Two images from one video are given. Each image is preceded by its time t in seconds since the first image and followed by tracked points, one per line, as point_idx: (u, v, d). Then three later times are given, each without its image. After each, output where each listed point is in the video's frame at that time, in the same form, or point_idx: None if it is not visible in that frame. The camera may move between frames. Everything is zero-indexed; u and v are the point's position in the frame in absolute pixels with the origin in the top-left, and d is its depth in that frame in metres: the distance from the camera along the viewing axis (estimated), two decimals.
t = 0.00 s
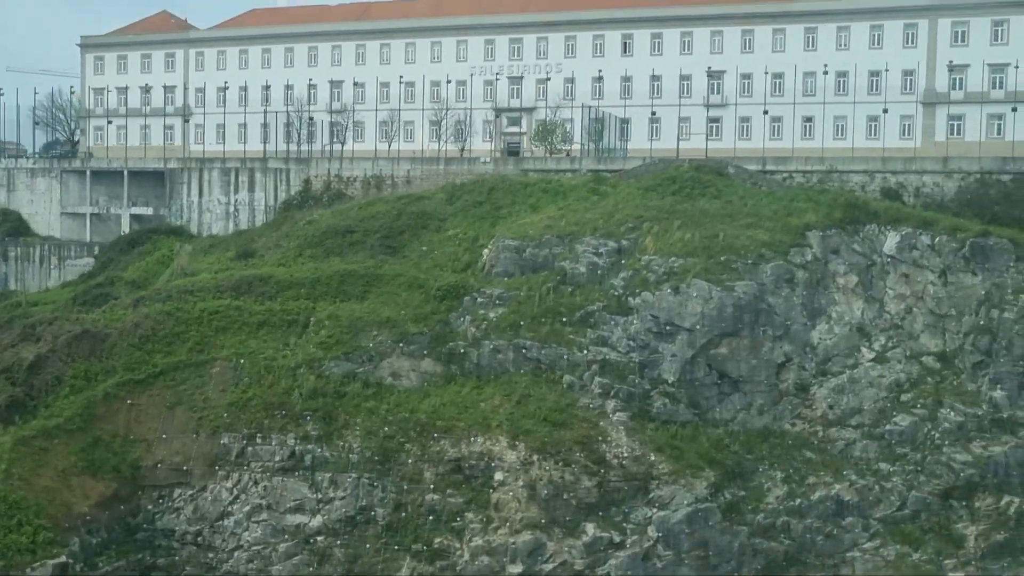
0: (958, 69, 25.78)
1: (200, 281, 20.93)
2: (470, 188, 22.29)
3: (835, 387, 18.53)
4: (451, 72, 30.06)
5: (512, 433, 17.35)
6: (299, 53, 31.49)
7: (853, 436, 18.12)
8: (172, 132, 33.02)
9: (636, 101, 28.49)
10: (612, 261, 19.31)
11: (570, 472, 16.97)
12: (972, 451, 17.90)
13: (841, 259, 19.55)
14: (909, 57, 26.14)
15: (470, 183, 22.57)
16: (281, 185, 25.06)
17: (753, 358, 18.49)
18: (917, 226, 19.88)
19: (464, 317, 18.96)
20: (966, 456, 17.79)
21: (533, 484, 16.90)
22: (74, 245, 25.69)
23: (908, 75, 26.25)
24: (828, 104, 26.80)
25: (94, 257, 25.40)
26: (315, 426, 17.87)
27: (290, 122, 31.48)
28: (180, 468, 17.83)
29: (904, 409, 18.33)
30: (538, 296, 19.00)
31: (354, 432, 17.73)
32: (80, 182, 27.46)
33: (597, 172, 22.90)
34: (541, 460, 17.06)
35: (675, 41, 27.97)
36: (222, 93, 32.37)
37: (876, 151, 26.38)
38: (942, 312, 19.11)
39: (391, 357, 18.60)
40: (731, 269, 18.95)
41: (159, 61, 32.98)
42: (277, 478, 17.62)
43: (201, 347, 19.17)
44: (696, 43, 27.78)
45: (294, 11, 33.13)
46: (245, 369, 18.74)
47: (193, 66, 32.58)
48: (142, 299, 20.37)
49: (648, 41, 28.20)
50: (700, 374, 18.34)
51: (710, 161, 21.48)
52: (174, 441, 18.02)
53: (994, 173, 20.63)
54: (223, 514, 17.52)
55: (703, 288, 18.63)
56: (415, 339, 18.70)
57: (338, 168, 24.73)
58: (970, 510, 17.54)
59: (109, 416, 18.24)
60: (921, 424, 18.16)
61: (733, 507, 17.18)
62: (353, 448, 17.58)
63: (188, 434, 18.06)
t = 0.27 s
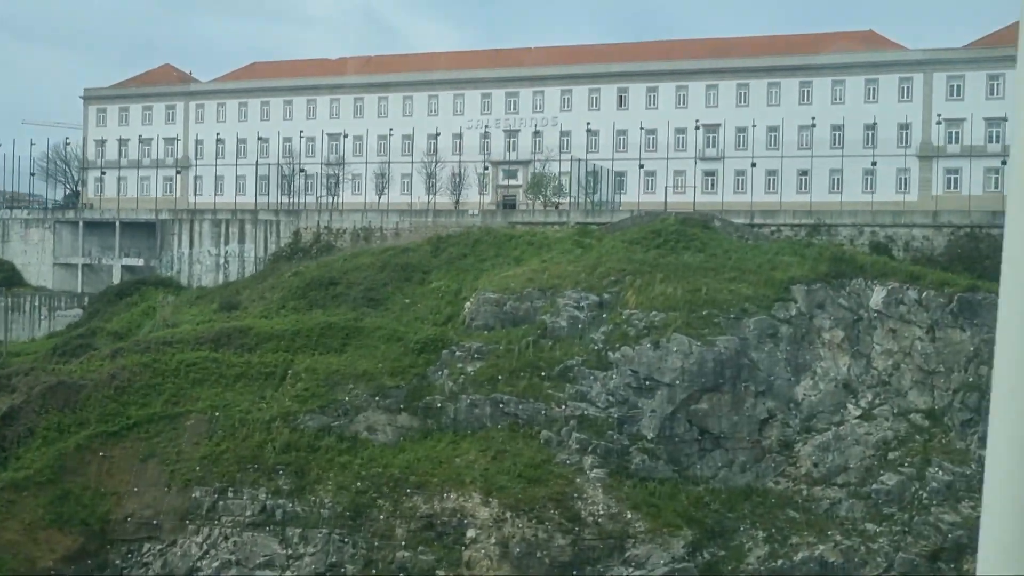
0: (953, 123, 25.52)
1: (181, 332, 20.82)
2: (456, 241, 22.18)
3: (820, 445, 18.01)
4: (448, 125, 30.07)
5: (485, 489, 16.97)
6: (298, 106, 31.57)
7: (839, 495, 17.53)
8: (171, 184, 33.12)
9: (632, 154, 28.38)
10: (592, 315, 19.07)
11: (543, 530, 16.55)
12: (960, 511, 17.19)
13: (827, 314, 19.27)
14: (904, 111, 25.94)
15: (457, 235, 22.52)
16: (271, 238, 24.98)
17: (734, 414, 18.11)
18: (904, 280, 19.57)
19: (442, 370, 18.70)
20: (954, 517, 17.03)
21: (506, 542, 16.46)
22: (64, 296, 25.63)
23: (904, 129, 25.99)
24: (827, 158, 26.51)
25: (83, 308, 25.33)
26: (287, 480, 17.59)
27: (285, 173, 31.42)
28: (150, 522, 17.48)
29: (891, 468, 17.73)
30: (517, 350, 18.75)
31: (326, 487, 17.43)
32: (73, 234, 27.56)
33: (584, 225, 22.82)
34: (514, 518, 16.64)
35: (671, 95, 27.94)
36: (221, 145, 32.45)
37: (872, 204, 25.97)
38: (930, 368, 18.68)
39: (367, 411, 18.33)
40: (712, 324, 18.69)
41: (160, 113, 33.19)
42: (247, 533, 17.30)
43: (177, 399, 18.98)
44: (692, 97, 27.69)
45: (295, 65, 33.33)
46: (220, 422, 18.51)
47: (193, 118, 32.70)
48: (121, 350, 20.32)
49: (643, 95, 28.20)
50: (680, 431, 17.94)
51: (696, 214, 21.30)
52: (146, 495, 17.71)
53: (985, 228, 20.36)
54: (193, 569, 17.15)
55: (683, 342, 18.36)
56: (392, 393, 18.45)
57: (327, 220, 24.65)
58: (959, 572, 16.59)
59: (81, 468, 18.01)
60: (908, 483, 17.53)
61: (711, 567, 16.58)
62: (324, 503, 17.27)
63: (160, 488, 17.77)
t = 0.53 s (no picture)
0: (930, 176, 26.12)
1: (139, 358, 20.60)
2: (421, 276, 22.17)
3: (777, 495, 17.61)
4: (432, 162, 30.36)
5: (429, 528, 16.68)
6: (281, 137, 31.60)
7: (792, 548, 17.06)
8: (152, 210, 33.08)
9: (609, 196, 28.87)
10: (550, 356, 18.98)
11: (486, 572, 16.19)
12: (915, 569, 16.67)
13: (788, 363, 19.00)
14: (883, 161, 26.53)
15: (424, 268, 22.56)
16: (240, 267, 24.89)
17: (689, 462, 17.84)
18: (867, 332, 19.38)
19: (394, 407, 18.56)
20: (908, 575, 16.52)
21: None
22: (31, 318, 25.48)
23: (882, 179, 26.61)
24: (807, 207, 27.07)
25: (49, 330, 25.15)
26: (232, 511, 17.30)
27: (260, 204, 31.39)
28: (90, 549, 17.20)
29: (848, 522, 17.24)
30: (472, 388, 18.63)
31: (270, 520, 17.14)
32: (45, 256, 27.42)
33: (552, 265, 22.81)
34: (457, 558, 16.32)
35: (650, 138, 28.48)
36: (203, 173, 32.54)
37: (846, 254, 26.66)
38: (890, 423, 18.36)
39: (317, 444, 18.07)
40: (670, 369, 18.50)
41: (146, 139, 33.26)
42: (188, 565, 17.03)
43: (128, 426, 18.72)
44: (671, 141, 28.29)
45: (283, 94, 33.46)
46: (169, 451, 18.23)
47: (177, 145, 32.84)
48: (74, 374, 20.05)
49: (623, 137, 28.70)
50: (633, 477, 17.69)
51: (662, 259, 21.34)
52: (87, 522, 17.43)
53: (952, 282, 20.68)
54: None
55: (639, 387, 18.12)
56: (342, 428, 18.22)
57: (297, 251, 24.55)
58: None
59: (25, 493, 17.76)
60: (864, 539, 17.03)
61: None
62: (266, 536, 16.98)
63: (103, 515, 17.48)
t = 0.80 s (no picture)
0: (913, 181, 25.84)
1: (106, 366, 20.42)
2: (393, 283, 22.06)
3: (746, 503, 17.31)
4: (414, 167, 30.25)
5: (389, 537, 16.43)
6: (264, 143, 31.59)
7: (761, 556, 16.70)
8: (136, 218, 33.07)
9: (592, 201, 28.66)
10: (517, 362, 18.78)
11: None
12: None
13: (759, 369, 18.77)
14: (865, 166, 26.31)
15: (396, 275, 22.44)
16: (216, 274, 24.72)
17: (656, 469, 17.54)
18: (839, 336, 19.12)
19: (358, 414, 18.35)
20: None
21: None
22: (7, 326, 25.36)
23: (864, 184, 26.40)
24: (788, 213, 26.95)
25: (24, 338, 25.00)
26: (191, 520, 17.11)
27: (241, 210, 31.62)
28: (49, 559, 16.98)
29: (818, 530, 16.90)
30: (437, 395, 18.41)
31: (229, 529, 16.93)
32: (22, 264, 27.37)
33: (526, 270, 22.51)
34: (416, 568, 16.08)
35: (632, 143, 28.28)
36: (186, 180, 32.42)
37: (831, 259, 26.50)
38: (862, 429, 18.06)
39: (279, 452, 17.87)
40: (637, 374, 18.25)
41: (129, 147, 33.11)
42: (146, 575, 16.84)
43: (91, 434, 18.54)
44: (653, 145, 28.08)
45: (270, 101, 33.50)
46: (131, 459, 18.02)
47: (160, 152, 32.72)
48: (40, 382, 19.88)
49: (605, 142, 28.52)
50: (598, 484, 17.40)
51: (634, 263, 21.16)
52: (47, 531, 17.25)
53: (926, 286, 20.50)
54: None
55: (604, 394, 17.86)
56: (305, 435, 18.01)
57: (273, 258, 24.37)
58: None
59: None
60: (834, 547, 16.65)
61: None
62: (225, 545, 16.77)
63: (63, 524, 17.28)
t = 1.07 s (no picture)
0: (901, 169, 26.03)
1: (79, 367, 20.29)
2: (370, 280, 22.00)
3: (720, 498, 17.01)
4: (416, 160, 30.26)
5: (356, 535, 16.28)
6: (252, 142, 31.66)
7: (737, 552, 16.45)
8: (127, 219, 33.15)
9: (580, 194, 28.80)
10: (488, 358, 18.60)
11: None
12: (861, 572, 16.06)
13: (734, 362, 18.50)
14: (850, 155, 26.52)
15: (373, 272, 22.41)
16: (197, 273, 24.64)
17: (628, 464, 17.32)
18: (816, 328, 18.86)
19: (328, 413, 18.19)
20: None
21: None
22: None
23: (851, 174, 26.59)
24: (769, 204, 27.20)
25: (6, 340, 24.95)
26: (159, 520, 16.97)
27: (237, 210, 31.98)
28: (17, 560, 16.94)
29: (794, 525, 16.60)
30: (408, 392, 18.31)
31: (197, 528, 16.80)
32: (7, 266, 27.27)
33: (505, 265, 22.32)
34: (383, 566, 15.95)
35: (619, 134, 28.35)
36: (175, 180, 32.51)
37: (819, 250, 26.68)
38: (840, 422, 17.76)
39: (249, 451, 17.71)
40: (609, 369, 18.04)
41: (118, 148, 33.09)
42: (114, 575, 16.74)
43: (62, 435, 18.43)
44: (640, 137, 28.14)
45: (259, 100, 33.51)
46: (100, 460, 17.90)
47: (149, 152, 32.80)
48: (13, 384, 19.78)
49: (591, 135, 28.61)
50: (569, 480, 17.17)
51: (609, 257, 21.05)
52: (16, 532, 17.17)
53: (906, 275, 20.34)
54: None
55: (574, 389, 17.64)
56: (275, 434, 17.86)
57: (253, 256, 24.27)
58: None
59: None
60: (811, 541, 16.38)
61: None
62: (191, 545, 16.64)
63: (33, 524, 17.19)
